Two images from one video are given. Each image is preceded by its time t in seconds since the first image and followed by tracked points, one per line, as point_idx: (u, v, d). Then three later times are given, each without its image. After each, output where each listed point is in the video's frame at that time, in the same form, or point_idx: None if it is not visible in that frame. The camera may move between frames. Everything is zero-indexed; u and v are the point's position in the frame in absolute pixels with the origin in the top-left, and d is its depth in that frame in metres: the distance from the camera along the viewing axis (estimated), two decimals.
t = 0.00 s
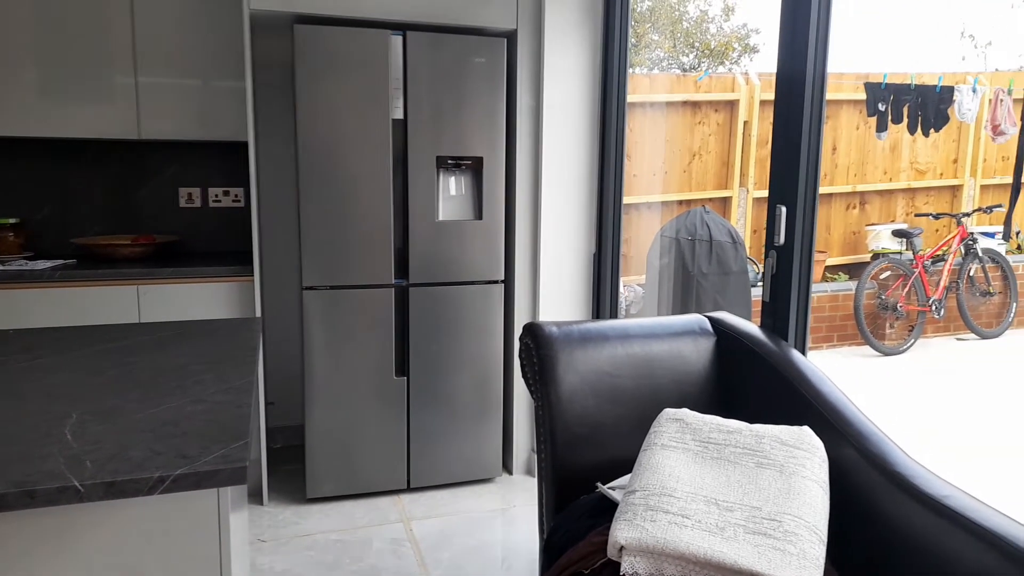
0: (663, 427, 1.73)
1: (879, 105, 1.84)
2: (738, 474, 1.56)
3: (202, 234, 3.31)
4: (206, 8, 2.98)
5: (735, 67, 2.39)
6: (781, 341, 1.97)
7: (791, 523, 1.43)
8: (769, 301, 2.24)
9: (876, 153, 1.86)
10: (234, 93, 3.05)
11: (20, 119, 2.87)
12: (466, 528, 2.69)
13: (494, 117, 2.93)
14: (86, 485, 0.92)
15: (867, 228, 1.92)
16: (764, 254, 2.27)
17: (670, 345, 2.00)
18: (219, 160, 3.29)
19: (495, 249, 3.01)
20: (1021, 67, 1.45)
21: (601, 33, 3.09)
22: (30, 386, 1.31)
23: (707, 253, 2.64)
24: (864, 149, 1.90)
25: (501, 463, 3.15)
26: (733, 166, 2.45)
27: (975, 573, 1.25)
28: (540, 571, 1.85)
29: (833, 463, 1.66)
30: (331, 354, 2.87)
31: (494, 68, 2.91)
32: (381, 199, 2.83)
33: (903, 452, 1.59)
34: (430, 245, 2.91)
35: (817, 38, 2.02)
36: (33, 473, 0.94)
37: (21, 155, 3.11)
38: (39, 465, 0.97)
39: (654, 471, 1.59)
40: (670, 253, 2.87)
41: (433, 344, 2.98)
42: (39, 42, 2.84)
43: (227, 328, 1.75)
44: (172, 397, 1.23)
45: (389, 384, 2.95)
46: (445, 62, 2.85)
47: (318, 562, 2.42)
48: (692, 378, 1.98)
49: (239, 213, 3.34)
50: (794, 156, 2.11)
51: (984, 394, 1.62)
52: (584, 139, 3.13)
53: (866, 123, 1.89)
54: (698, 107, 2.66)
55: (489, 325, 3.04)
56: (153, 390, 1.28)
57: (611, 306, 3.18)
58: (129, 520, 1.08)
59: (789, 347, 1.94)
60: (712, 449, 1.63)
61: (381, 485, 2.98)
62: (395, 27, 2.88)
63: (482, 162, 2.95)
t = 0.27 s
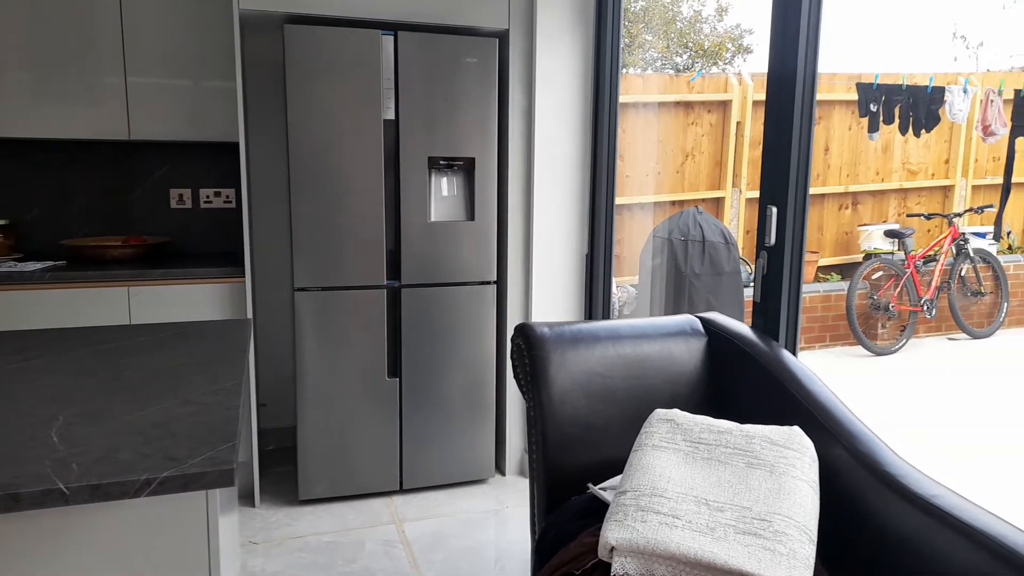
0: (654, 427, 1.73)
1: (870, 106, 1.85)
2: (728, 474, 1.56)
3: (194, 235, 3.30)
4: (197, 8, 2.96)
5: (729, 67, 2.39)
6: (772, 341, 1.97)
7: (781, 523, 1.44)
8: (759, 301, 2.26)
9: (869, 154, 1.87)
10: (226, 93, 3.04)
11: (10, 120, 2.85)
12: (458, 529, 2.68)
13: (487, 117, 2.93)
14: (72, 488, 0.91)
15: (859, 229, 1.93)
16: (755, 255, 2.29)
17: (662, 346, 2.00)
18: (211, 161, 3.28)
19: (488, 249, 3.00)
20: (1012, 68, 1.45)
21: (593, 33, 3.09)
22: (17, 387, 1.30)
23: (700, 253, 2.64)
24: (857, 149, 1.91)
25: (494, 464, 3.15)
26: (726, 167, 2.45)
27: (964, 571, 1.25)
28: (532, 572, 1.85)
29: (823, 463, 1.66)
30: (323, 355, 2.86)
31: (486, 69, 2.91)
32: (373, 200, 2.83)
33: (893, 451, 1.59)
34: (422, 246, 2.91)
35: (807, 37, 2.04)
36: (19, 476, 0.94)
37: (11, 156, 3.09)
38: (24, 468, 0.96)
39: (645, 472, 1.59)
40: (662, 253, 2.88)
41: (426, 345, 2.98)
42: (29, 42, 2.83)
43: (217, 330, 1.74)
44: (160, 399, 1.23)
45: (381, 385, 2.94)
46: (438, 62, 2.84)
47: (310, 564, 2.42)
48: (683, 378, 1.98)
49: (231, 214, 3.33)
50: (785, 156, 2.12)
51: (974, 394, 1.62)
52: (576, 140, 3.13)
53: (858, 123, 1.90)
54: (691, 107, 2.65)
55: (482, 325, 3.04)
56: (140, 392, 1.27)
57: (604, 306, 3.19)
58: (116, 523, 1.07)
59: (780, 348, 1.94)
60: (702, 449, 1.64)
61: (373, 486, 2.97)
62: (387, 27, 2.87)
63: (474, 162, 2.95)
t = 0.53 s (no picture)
0: (645, 427, 1.73)
1: (862, 106, 1.85)
2: (719, 474, 1.57)
3: (185, 235, 3.28)
4: (189, 8, 2.95)
5: (722, 68, 2.39)
6: (763, 341, 1.97)
7: (771, 522, 1.44)
8: (751, 302, 2.27)
9: (860, 154, 1.88)
10: (217, 93, 3.03)
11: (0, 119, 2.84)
12: (451, 530, 2.68)
13: (479, 117, 2.93)
14: (58, 489, 0.91)
15: (851, 229, 1.94)
16: (745, 256, 2.31)
17: (654, 346, 2.00)
18: (202, 161, 3.27)
19: (481, 250, 3.00)
20: (1002, 69, 1.47)
21: (585, 33, 3.10)
22: (4, 388, 1.29)
23: (693, 254, 2.64)
24: (849, 150, 1.91)
25: (487, 465, 3.15)
26: (719, 167, 2.46)
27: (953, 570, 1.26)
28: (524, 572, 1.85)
29: (813, 462, 1.66)
30: (315, 355, 2.86)
31: (479, 69, 2.91)
32: (366, 200, 2.82)
33: (883, 451, 1.60)
34: (415, 246, 2.91)
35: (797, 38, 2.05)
36: (5, 477, 0.93)
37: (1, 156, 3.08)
38: (10, 469, 0.96)
39: (636, 472, 1.59)
40: (654, 254, 2.88)
41: (418, 345, 2.97)
42: (19, 41, 2.81)
43: (207, 330, 1.73)
44: (148, 400, 1.22)
45: (374, 386, 2.93)
46: (430, 62, 2.84)
47: (302, 565, 2.41)
48: (674, 378, 1.99)
49: (222, 214, 3.32)
50: (776, 157, 2.14)
51: (962, 394, 1.63)
52: (569, 140, 3.14)
53: (851, 124, 1.90)
54: (684, 107, 2.66)
55: (475, 325, 3.03)
56: (129, 392, 1.27)
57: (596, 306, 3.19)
58: (103, 524, 1.07)
59: (771, 348, 1.95)
60: (693, 449, 1.64)
61: (366, 487, 2.97)
62: (379, 27, 2.87)
63: (466, 162, 2.95)
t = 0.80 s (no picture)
0: (636, 427, 1.73)
1: (854, 107, 1.86)
2: (709, 473, 1.57)
3: (177, 235, 3.28)
4: (182, 7, 2.94)
5: (716, 68, 2.39)
6: (755, 340, 1.98)
7: (761, 521, 1.44)
8: (742, 302, 2.29)
9: (853, 154, 1.89)
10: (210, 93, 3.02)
11: None
12: (443, 530, 2.68)
13: (472, 117, 2.93)
14: (44, 490, 0.90)
15: (844, 229, 1.94)
16: (736, 257, 2.32)
17: (645, 345, 2.01)
18: (195, 160, 3.26)
19: (474, 249, 3.00)
20: (993, 69, 1.48)
21: (578, 33, 3.11)
22: None
23: (686, 253, 2.65)
24: (842, 150, 1.92)
25: (480, 464, 3.15)
26: (712, 167, 2.47)
27: (941, 567, 1.26)
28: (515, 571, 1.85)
29: (804, 461, 1.67)
30: (308, 355, 2.85)
31: (471, 68, 2.91)
32: (358, 200, 2.82)
33: (873, 449, 1.61)
34: (407, 246, 2.90)
35: (789, 37, 2.05)
36: None
37: None
38: None
39: (627, 471, 1.59)
40: (647, 254, 2.88)
41: (411, 345, 2.97)
42: (9, 40, 2.80)
43: (196, 330, 1.73)
44: (137, 400, 1.22)
45: (366, 385, 2.93)
46: (422, 62, 2.84)
47: (293, 566, 2.41)
48: (666, 377, 1.99)
49: (215, 214, 3.31)
50: (767, 157, 2.15)
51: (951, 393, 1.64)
52: (561, 141, 3.14)
53: (843, 125, 1.90)
54: (677, 107, 2.66)
55: (468, 325, 3.04)
56: (117, 393, 1.26)
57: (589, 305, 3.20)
58: (91, 525, 1.06)
59: (763, 347, 1.95)
60: (684, 448, 1.64)
61: (358, 487, 2.97)
62: (371, 27, 2.86)
63: (459, 162, 2.95)
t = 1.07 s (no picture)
0: (626, 425, 1.73)
1: (844, 106, 1.86)
2: (699, 472, 1.57)
3: (168, 235, 3.26)
4: (171, 6, 2.93)
5: (708, 68, 2.39)
6: (745, 339, 1.98)
7: (751, 519, 1.44)
8: (733, 301, 2.31)
9: (844, 154, 1.88)
10: (200, 92, 3.01)
11: None
12: (435, 530, 2.68)
13: (464, 116, 2.92)
14: (28, 492, 0.90)
15: (835, 228, 1.93)
16: (726, 256, 2.34)
17: (636, 344, 2.01)
18: (185, 160, 3.25)
19: (465, 249, 3.00)
20: (982, 69, 1.49)
21: (569, 33, 3.11)
22: None
23: (678, 252, 2.65)
24: (833, 149, 1.91)
25: (472, 464, 3.15)
26: (704, 166, 2.47)
27: (928, 565, 1.27)
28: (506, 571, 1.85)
29: (793, 459, 1.68)
30: (299, 356, 2.84)
31: (462, 68, 2.91)
32: (349, 199, 2.82)
33: (862, 447, 1.61)
34: (399, 246, 2.90)
35: (777, 38, 2.07)
36: None
37: None
38: None
39: (617, 470, 1.60)
40: (639, 253, 2.89)
41: (403, 345, 2.96)
42: None
43: (184, 331, 1.72)
44: (123, 402, 1.21)
45: (358, 386, 2.93)
46: (413, 62, 2.83)
47: (285, 566, 2.40)
48: (656, 376, 1.99)
49: (205, 214, 3.30)
50: (757, 157, 2.16)
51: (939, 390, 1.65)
52: (553, 141, 3.14)
53: (833, 124, 1.91)
54: (669, 107, 2.66)
55: (460, 325, 3.03)
56: (104, 394, 1.25)
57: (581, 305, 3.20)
58: (76, 527, 1.06)
59: (753, 345, 1.96)
60: (674, 447, 1.65)
61: (350, 487, 2.96)
62: (362, 26, 2.86)
63: (450, 162, 2.94)
